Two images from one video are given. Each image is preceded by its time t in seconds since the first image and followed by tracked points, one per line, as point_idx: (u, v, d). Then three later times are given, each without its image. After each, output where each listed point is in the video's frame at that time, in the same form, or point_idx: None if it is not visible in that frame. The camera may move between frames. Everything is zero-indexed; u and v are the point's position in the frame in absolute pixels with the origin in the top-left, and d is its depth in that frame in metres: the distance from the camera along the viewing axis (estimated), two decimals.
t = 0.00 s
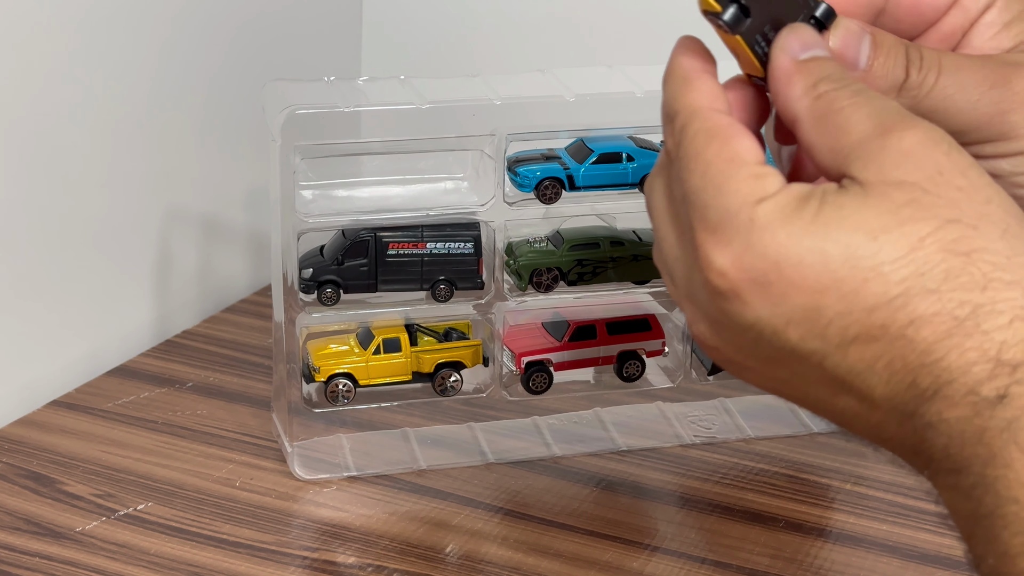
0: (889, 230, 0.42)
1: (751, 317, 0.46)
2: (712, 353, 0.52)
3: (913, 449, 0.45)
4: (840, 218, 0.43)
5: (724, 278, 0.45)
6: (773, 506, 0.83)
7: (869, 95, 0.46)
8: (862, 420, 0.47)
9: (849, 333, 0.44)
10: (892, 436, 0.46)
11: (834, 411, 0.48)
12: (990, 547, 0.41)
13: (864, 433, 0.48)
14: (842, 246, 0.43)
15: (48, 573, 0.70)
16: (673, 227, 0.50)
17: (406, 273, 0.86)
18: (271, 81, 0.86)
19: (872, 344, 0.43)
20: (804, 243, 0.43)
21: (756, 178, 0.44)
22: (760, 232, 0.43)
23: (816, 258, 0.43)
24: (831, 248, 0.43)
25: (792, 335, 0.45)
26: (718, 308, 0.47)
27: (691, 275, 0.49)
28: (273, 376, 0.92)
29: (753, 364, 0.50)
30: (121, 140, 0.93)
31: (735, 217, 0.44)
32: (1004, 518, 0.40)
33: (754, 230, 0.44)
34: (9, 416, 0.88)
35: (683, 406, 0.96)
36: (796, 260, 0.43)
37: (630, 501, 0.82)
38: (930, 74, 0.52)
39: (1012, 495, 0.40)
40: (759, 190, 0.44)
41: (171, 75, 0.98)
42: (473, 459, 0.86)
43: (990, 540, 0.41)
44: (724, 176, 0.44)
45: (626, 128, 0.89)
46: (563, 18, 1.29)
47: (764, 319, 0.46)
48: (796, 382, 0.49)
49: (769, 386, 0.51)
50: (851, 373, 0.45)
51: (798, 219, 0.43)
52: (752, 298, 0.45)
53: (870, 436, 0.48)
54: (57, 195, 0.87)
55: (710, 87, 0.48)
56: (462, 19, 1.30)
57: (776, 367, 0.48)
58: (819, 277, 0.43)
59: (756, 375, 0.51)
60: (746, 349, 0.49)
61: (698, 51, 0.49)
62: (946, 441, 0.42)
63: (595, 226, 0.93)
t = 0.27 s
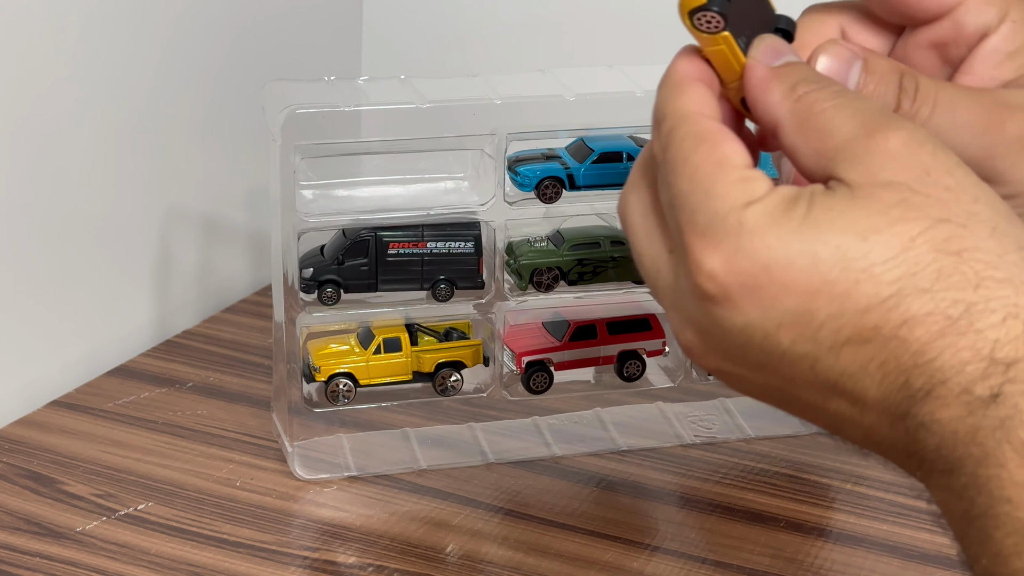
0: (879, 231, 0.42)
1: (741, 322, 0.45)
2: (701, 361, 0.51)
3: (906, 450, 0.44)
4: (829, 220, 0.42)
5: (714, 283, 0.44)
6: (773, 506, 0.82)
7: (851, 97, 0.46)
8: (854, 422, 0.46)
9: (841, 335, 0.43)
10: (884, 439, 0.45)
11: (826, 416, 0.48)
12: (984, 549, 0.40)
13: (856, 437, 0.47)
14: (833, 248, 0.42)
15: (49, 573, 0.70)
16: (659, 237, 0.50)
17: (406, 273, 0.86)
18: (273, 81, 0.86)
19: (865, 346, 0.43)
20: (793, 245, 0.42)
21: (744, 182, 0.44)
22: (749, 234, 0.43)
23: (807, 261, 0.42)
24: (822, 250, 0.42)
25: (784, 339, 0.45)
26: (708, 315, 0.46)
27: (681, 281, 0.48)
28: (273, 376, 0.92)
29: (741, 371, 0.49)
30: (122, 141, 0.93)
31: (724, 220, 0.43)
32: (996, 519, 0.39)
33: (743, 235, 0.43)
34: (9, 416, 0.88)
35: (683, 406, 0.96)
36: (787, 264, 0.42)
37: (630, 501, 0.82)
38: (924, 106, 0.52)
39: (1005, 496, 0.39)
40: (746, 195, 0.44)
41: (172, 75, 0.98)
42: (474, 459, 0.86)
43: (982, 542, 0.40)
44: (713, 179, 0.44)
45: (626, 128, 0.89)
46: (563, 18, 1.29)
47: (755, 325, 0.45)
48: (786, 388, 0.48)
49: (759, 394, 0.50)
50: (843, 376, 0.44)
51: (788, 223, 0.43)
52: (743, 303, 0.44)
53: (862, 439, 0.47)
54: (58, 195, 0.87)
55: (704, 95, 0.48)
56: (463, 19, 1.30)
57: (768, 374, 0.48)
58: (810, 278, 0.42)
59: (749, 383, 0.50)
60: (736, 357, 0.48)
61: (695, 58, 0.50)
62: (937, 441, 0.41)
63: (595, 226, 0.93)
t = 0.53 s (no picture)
0: (849, 250, 0.42)
1: (720, 352, 0.45)
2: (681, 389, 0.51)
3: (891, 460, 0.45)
4: (799, 243, 0.43)
5: (689, 315, 0.45)
6: (773, 506, 0.82)
7: (807, 105, 0.48)
8: (838, 437, 0.47)
9: (820, 357, 0.44)
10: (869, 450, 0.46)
11: (808, 434, 0.48)
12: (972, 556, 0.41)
13: (838, 450, 0.48)
14: (804, 271, 0.42)
15: (48, 573, 0.70)
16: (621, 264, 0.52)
17: (406, 273, 0.86)
18: (272, 80, 0.85)
19: (843, 366, 0.43)
20: (764, 272, 0.43)
21: (704, 213, 0.45)
22: (717, 266, 0.44)
23: (781, 287, 0.43)
24: (796, 274, 0.43)
25: (763, 365, 0.45)
26: (687, 346, 0.47)
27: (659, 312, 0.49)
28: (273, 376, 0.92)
29: (723, 399, 0.49)
30: (122, 141, 0.93)
31: (692, 253, 0.44)
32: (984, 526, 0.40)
33: (712, 266, 0.44)
34: (9, 416, 0.88)
35: (683, 406, 0.96)
36: (760, 291, 0.43)
37: (630, 501, 0.82)
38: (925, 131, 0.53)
39: (988, 503, 0.40)
40: (709, 225, 0.45)
41: (172, 75, 0.98)
42: (474, 459, 0.86)
43: (968, 550, 0.41)
44: (672, 215, 0.45)
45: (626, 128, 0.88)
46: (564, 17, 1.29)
47: (732, 353, 0.45)
48: (765, 411, 0.48)
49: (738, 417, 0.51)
50: (824, 395, 0.45)
51: (758, 251, 0.43)
52: (721, 334, 0.45)
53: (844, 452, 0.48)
54: (58, 195, 0.87)
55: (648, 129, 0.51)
56: (464, 18, 1.30)
57: (748, 400, 0.48)
58: (785, 305, 0.43)
59: (729, 410, 0.50)
60: (716, 387, 0.48)
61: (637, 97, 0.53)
62: (921, 451, 0.43)
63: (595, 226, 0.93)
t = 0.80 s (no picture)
0: (853, 251, 0.45)
1: (726, 353, 0.48)
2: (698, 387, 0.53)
3: (900, 461, 0.47)
4: (801, 245, 0.45)
5: (695, 318, 0.48)
6: (774, 507, 0.82)
7: (815, 104, 0.50)
8: (850, 437, 0.49)
9: (826, 356, 0.46)
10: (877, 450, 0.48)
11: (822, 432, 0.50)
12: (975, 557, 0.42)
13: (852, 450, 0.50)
14: (807, 272, 0.45)
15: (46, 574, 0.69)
16: (628, 266, 0.55)
17: (406, 272, 0.85)
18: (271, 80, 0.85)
19: (848, 365, 0.45)
20: (769, 273, 0.46)
21: (710, 215, 0.48)
22: (722, 266, 0.47)
23: (783, 288, 0.45)
24: (800, 276, 0.45)
25: (769, 364, 0.48)
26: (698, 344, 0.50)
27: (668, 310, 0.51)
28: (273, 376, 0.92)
29: (736, 396, 0.51)
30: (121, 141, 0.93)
31: (696, 254, 0.47)
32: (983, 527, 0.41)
33: (716, 266, 0.47)
34: (8, 417, 0.88)
35: (684, 406, 0.95)
36: (762, 291, 0.46)
37: (631, 502, 0.82)
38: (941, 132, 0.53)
39: (993, 504, 0.41)
40: (715, 227, 0.48)
41: (171, 76, 0.97)
42: (474, 459, 0.86)
43: (974, 550, 0.42)
44: (681, 218, 0.49)
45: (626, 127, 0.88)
46: (563, 17, 1.29)
47: (741, 352, 0.48)
48: (779, 409, 0.51)
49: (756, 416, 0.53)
50: (833, 394, 0.47)
51: (764, 253, 0.46)
52: (727, 331, 0.48)
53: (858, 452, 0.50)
54: (56, 195, 0.87)
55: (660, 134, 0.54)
56: (463, 17, 1.30)
57: (763, 398, 0.50)
58: (789, 305, 0.46)
59: (747, 409, 0.53)
60: (732, 384, 0.51)
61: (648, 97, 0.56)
62: (925, 451, 0.44)
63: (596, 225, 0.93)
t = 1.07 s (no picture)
0: (870, 244, 0.43)
1: (737, 339, 0.46)
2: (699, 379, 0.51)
3: (904, 463, 0.44)
4: (819, 236, 0.43)
5: (708, 301, 0.45)
6: (774, 507, 0.82)
7: (834, 107, 0.48)
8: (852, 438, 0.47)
9: (837, 348, 0.44)
10: (880, 451, 0.46)
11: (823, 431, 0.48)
12: (982, 557, 0.40)
13: (853, 451, 0.48)
14: (824, 263, 0.43)
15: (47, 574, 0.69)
16: (641, 254, 0.53)
17: (406, 273, 0.85)
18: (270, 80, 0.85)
19: (859, 358, 0.43)
20: (784, 262, 0.43)
21: (730, 203, 0.46)
22: (738, 253, 0.44)
23: (800, 278, 0.43)
24: (815, 266, 0.43)
25: (779, 355, 0.46)
26: (704, 334, 0.48)
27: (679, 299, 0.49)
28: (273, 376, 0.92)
29: (740, 388, 0.49)
30: (120, 141, 0.92)
31: (713, 240, 0.45)
32: (993, 525, 0.39)
33: (734, 253, 0.44)
34: (8, 417, 0.88)
35: (684, 406, 0.95)
36: (778, 280, 0.44)
37: (630, 502, 0.82)
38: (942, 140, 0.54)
39: (1003, 502, 0.39)
40: (734, 215, 0.46)
41: (171, 76, 0.97)
42: (473, 459, 0.86)
43: (979, 551, 0.40)
44: (698, 202, 0.46)
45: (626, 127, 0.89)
46: (562, 17, 1.29)
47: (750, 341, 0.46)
48: (781, 404, 0.49)
49: (756, 413, 0.51)
50: (840, 388, 0.45)
51: (780, 241, 0.44)
52: (739, 320, 0.45)
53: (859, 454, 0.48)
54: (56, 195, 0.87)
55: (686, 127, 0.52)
56: (464, 15, 1.29)
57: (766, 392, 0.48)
58: (803, 295, 0.43)
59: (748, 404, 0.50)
60: (736, 376, 0.49)
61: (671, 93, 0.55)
62: (931, 450, 0.42)
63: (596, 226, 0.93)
